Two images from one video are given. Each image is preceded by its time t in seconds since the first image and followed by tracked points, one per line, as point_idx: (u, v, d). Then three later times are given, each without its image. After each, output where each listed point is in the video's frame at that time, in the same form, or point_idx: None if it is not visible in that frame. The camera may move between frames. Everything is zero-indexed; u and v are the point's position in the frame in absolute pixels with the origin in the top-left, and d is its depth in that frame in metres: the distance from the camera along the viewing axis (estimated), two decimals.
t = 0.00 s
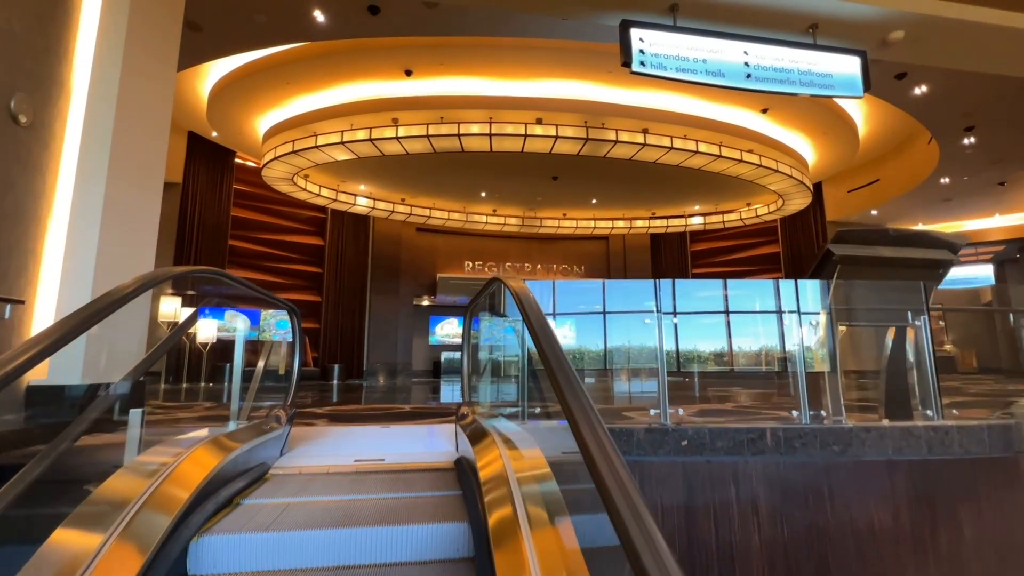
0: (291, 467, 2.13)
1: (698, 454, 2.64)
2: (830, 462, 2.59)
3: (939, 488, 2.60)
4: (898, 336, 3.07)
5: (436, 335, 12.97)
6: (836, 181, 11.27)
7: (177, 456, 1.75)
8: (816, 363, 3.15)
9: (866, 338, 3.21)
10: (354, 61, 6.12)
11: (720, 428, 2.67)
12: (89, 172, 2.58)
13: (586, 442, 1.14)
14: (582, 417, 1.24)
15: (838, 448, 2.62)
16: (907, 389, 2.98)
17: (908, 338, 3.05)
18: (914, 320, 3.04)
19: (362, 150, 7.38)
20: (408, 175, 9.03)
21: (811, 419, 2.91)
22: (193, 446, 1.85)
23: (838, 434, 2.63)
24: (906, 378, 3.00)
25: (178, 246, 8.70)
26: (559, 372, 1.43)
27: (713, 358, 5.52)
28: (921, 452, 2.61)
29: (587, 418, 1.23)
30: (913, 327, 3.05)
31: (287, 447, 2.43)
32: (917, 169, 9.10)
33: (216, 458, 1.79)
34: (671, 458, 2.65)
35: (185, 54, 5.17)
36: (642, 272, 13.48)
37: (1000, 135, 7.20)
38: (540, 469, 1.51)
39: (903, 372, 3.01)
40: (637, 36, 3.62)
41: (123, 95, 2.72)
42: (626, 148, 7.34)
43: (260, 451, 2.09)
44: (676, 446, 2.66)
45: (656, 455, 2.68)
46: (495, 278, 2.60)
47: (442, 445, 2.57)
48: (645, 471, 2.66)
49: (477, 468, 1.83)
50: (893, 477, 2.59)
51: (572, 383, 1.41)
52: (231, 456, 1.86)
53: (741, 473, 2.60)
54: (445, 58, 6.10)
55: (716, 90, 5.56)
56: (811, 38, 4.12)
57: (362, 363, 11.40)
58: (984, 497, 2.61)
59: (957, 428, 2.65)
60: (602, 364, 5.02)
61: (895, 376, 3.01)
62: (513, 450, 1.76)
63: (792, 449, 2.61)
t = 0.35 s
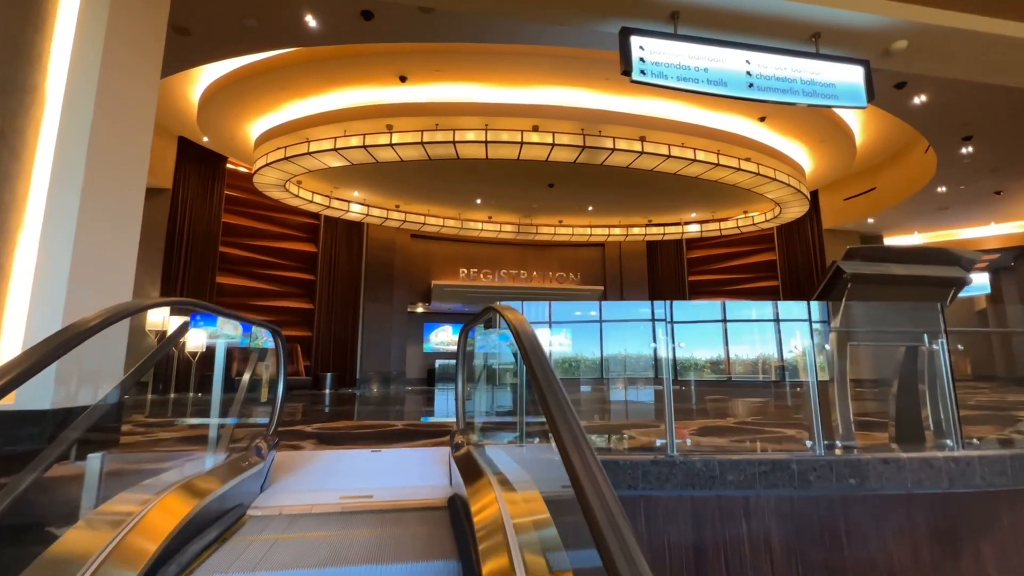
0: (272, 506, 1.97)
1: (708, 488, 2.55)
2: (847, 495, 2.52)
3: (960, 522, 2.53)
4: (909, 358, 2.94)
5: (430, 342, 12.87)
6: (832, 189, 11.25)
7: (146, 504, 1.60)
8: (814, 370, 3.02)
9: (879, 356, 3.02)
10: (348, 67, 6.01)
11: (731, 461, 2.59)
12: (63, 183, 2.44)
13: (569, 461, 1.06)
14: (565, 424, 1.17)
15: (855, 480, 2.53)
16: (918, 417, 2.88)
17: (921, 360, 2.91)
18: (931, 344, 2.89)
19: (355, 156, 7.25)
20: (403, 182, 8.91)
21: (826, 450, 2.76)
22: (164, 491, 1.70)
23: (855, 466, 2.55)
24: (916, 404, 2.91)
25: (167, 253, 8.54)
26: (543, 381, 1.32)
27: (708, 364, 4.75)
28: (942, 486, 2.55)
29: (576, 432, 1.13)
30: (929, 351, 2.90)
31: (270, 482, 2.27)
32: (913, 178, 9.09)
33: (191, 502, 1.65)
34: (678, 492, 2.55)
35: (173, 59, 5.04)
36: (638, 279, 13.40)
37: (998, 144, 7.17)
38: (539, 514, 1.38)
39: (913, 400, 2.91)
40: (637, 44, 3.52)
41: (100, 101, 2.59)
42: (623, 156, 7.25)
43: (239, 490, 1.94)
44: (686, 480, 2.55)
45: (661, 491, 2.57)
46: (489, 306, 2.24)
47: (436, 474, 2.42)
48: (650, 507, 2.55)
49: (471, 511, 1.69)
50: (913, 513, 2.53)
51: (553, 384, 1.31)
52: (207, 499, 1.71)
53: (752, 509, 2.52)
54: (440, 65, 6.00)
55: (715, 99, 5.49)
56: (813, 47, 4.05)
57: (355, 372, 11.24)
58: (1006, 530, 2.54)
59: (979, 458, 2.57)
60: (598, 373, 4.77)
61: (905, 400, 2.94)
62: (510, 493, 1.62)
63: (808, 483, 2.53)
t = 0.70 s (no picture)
0: (226, 553, 1.77)
1: (704, 523, 2.48)
2: (849, 529, 2.45)
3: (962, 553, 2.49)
4: (906, 381, 2.84)
5: (411, 352, 12.73)
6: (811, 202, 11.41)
7: (77, 563, 1.39)
8: (795, 381, 2.92)
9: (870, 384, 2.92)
10: (328, 72, 5.86)
11: (729, 495, 2.52)
12: (8, 190, 2.23)
13: (542, 488, 1.01)
14: (537, 445, 1.12)
15: (857, 514, 2.49)
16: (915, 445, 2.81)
17: (916, 382, 2.84)
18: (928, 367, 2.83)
19: (335, 163, 7.09)
20: (384, 189, 8.75)
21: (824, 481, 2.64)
22: (103, 546, 1.49)
23: (856, 498, 2.51)
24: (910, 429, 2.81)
25: (137, 261, 8.21)
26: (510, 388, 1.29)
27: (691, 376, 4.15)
28: (944, 519, 2.51)
29: (546, 444, 1.11)
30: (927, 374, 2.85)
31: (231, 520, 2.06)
32: (890, 192, 9.25)
33: (130, 558, 1.44)
34: (672, 529, 2.47)
35: (144, 60, 4.83)
36: (621, 289, 13.40)
37: (972, 160, 7.32)
38: (521, 561, 1.24)
39: (908, 423, 2.81)
40: (625, 54, 3.45)
41: (53, 103, 2.39)
42: (608, 166, 7.21)
43: (190, 537, 1.73)
44: (680, 517, 2.48)
45: (655, 528, 2.48)
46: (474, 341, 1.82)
47: (412, 504, 2.24)
48: (643, 544, 2.45)
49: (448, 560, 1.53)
50: (915, 546, 2.47)
51: (527, 398, 1.25)
52: (152, 553, 1.51)
53: (750, 548, 2.43)
54: (424, 71, 5.89)
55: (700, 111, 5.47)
56: (800, 61, 4.04)
57: (333, 383, 10.95)
58: (1008, 562, 2.50)
59: (981, 489, 2.56)
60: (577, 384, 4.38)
61: (901, 425, 2.82)
62: (490, 539, 1.47)
63: (809, 519, 2.47)
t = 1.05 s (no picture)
0: None
1: (691, 554, 2.41)
2: (837, 557, 2.41)
3: None
4: (889, 395, 2.84)
5: (386, 357, 12.44)
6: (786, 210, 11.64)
7: None
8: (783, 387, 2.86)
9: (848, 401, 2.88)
10: (302, 69, 5.66)
11: (717, 523, 2.46)
12: None
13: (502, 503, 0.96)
14: (499, 455, 1.07)
15: (845, 541, 2.46)
16: (894, 464, 2.80)
17: (898, 399, 2.83)
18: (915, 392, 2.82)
19: (307, 163, 6.86)
20: (360, 191, 8.53)
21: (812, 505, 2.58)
22: None
23: (846, 524, 2.47)
24: (890, 446, 2.80)
25: (96, 262, 7.81)
26: (469, 395, 1.26)
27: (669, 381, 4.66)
28: (931, 542, 2.50)
29: (504, 447, 1.09)
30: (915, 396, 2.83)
31: (181, 556, 1.86)
32: (861, 202, 9.49)
33: None
34: (658, 560, 2.40)
35: (102, 51, 4.56)
36: (599, 294, 13.42)
37: (939, 172, 7.53)
38: None
39: (888, 440, 2.81)
40: (608, 60, 3.38)
41: None
42: (588, 172, 7.17)
43: None
44: (666, 547, 2.40)
45: (640, 558, 2.41)
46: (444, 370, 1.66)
47: (383, 530, 2.08)
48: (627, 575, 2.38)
49: None
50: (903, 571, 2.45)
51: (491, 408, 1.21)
52: None
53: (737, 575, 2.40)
54: (401, 72, 5.75)
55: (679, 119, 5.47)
56: (780, 71, 4.04)
57: (305, 390, 10.63)
58: None
59: (967, 512, 2.56)
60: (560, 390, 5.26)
61: (880, 443, 2.82)
62: None
63: (796, 545, 2.43)
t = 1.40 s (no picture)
0: None
1: None
2: None
3: None
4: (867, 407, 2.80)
5: (358, 361, 12.18)
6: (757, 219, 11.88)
7: None
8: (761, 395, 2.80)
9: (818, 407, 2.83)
10: (271, 65, 5.45)
11: (701, 552, 2.39)
12: None
13: (470, 542, 0.85)
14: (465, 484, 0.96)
15: (830, 567, 2.42)
16: (871, 481, 2.78)
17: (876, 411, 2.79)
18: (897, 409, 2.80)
19: (276, 162, 6.62)
20: (331, 191, 8.29)
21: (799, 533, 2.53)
22: None
23: (830, 551, 2.44)
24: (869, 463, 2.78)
25: (47, 263, 7.38)
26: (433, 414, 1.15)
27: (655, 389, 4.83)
28: (915, 566, 2.48)
29: (470, 472, 0.98)
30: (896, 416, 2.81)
31: None
32: (829, 212, 9.73)
33: None
34: None
35: (52, 39, 4.27)
36: (574, 299, 13.42)
37: (904, 185, 7.75)
38: None
39: (866, 456, 2.78)
40: (588, 66, 3.32)
41: None
42: (565, 178, 7.14)
43: None
44: None
45: None
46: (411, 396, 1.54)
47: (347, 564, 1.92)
48: None
49: None
50: None
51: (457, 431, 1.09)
52: None
53: None
54: (375, 71, 5.59)
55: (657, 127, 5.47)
56: (758, 82, 4.05)
57: (272, 395, 10.29)
58: None
59: (949, 535, 2.57)
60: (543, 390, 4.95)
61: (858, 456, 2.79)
62: None
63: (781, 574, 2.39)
